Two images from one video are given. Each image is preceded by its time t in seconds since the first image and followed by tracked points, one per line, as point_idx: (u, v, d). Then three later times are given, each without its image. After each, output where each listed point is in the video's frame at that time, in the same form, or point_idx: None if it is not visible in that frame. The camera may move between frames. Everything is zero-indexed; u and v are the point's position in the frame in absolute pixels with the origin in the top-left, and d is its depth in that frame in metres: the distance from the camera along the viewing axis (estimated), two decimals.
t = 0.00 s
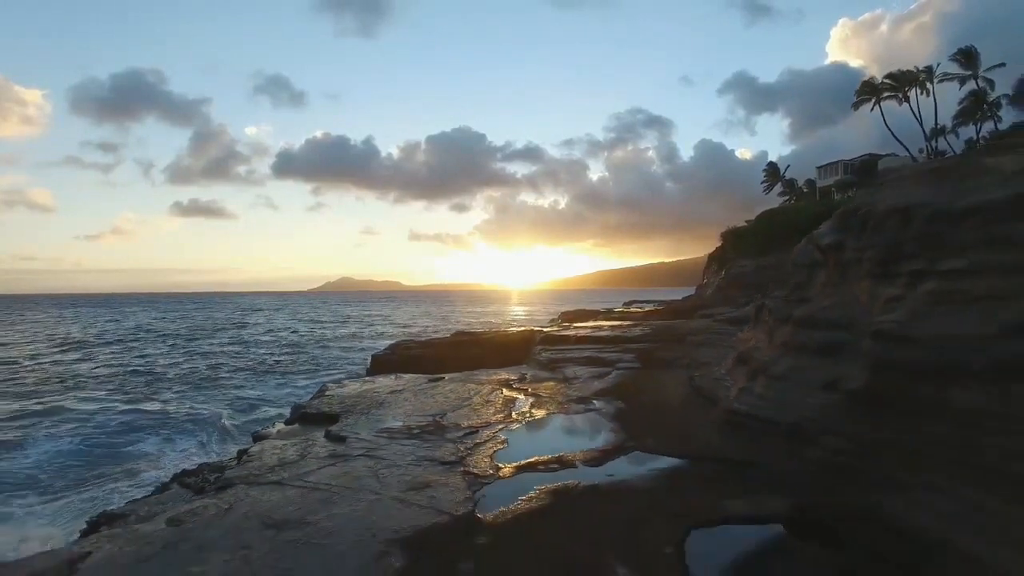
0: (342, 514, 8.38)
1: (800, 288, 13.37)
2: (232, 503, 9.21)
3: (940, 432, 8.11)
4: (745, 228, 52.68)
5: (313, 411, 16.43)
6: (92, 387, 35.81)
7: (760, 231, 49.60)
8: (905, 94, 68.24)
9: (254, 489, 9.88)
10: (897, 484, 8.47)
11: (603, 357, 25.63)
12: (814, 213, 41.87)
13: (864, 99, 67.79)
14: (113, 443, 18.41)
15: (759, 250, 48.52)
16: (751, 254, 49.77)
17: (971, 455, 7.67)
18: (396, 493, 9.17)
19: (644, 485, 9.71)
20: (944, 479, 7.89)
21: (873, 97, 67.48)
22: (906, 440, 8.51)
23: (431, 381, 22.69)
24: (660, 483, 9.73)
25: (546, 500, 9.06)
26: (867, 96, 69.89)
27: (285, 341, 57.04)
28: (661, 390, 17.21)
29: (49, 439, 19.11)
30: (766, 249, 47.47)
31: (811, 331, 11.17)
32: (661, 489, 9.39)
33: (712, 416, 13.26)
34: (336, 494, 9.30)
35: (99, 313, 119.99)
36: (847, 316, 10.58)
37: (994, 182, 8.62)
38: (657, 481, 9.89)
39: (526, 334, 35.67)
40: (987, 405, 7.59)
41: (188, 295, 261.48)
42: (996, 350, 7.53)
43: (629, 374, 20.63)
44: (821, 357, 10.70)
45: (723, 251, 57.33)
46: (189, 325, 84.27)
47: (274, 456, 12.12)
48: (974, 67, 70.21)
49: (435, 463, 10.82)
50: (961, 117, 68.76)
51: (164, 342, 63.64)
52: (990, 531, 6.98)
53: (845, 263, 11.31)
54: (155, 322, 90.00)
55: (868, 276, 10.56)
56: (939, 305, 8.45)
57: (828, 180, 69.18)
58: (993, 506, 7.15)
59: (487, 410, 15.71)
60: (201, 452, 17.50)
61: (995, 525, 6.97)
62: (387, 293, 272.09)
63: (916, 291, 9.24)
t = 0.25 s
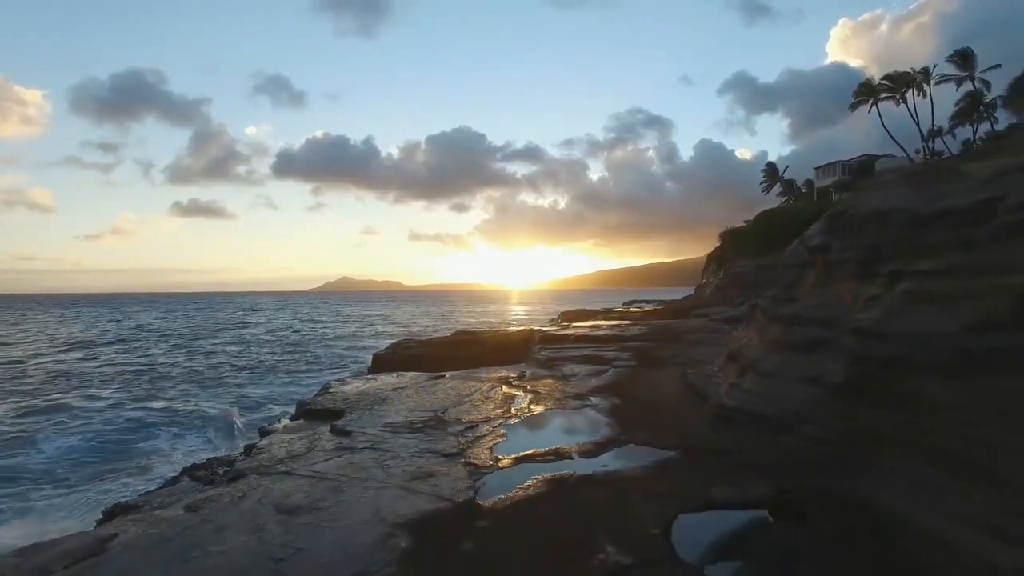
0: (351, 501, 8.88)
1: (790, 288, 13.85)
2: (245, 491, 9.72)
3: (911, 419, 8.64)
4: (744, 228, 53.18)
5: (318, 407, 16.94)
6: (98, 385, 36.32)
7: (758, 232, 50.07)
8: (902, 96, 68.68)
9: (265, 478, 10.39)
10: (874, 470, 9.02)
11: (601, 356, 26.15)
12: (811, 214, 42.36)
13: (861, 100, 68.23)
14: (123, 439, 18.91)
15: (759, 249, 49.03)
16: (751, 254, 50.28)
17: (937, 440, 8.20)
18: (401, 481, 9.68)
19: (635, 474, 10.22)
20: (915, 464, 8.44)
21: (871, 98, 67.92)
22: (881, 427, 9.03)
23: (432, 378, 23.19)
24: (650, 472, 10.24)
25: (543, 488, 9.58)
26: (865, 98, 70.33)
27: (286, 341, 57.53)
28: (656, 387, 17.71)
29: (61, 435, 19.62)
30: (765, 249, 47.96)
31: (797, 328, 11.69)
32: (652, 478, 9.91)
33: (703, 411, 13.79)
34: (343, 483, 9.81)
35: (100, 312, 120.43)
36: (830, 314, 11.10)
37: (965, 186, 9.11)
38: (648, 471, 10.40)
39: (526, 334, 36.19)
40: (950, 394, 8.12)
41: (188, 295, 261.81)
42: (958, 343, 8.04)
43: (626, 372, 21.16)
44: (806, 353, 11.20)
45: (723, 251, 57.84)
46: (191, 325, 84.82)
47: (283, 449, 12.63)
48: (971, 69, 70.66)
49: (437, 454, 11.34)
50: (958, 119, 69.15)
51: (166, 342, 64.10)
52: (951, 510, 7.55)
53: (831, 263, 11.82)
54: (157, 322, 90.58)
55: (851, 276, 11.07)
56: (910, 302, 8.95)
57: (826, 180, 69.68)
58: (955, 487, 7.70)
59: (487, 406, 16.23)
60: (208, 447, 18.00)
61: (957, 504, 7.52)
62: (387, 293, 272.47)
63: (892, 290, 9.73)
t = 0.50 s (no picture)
0: (358, 489, 9.34)
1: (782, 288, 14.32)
2: (256, 480, 10.18)
3: (891, 416, 8.70)
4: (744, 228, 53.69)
5: (323, 403, 17.41)
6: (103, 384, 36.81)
7: (756, 232, 50.55)
8: (899, 97, 69.17)
9: (275, 469, 10.85)
10: (857, 468, 9.03)
11: (599, 354, 26.65)
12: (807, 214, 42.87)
13: (858, 102, 68.75)
14: (132, 435, 19.42)
15: (758, 249, 49.53)
16: (751, 253, 50.78)
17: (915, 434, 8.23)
18: (405, 472, 10.15)
19: (629, 464, 10.67)
20: (895, 459, 8.43)
21: (868, 100, 68.44)
22: (864, 425, 9.11)
23: (434, 376, 23.69)
24: (643, 464, 10.69)
25: (540, 478, 10.05)
26: (862, 99, 70.84)
27: (288, 340, 58.00)
28: (652, 384, 18.19)
29: (71, 431, 20.13)
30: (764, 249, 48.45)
31: (787, 327, 12.14)
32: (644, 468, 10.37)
33: (696, 406, 14.26)
34: (350, 473, 10.27)
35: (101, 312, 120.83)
36: (817, 312, 11.55)
37: (944, 191, 9.57)
38: (641, 462, 10.85)
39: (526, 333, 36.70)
40: (926, 389, 8.20)
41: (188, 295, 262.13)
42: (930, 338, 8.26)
43: (623, 370, 21.65)
44: (793, 350, 11.67)
45: (722, 251, 58.37)
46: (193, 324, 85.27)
47: (290, 443, 13.10)
48: (967, 71, 71.18)
49: (439, 447, 11.81)
50: (955, 120, 69.63)
51: (168, 341, 64.54)
52: (923, 498, 7.50)
53: (819, 264, 12.28)
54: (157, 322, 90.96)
55: (837, 276, 11.53)
56: (894, 300, 9.33)
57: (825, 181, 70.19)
58: (929, 477, 7.66)
59: (487, 402, 16.71)
60: (215, 442, 18.46)
61: (928, 492, 7.49)
62: (387, 293, 272.89)
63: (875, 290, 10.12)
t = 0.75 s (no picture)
0: (364, 479, 9.84)
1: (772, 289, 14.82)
2: (266, 471, 10.68)
3: (866, 408, 9.13)
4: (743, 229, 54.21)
5: (327, 400, 17.92)
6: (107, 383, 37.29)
7: (754, 233, 51.10)
8: (897, 98, 69.67)
9: (283, 461, 11.35)
10: (836, 457, 9.47)
11: (597, 353, 27.17)
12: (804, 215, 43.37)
13: (856, 103, 69.25)
14: (141, 431, 19.95)
15: (756, 250, 49.99)
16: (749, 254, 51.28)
17: (887, 423, 8.65)
18: (409, 463, 10.65)
19: (622, 456, 11.17)
20: (869, 448, 8.85)
21: (865, 101, 68.95)
22: (842, 417, 9.56)
23: (434, 374, 24.19)
24: (635, 455, 11.18)
25: (537, 468, 10.55)
26: (859, 100, 71.34)
27: (290, 339, 58.51)
28: (647, 382, 18.69)
29: (81, 428, 20.64)
30: (762, 249, 48.93)
31: (775, 325, 12.64)
32: (636, 459, 10.87)
33: (688, 402, 14.77)
34: (355, 464, 10.78)
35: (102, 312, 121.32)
36: (803, 311, 12.05)
37: (922, 196, 10.06)
38: (633, 454, 11.35)
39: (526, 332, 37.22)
40: (899, 383, 8.66)
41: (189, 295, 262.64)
42: (903, 335, 8.70)
43: (619, 368, 22.17)
44: (780, 347, 12.16)
45: (721, 251, 58.86)
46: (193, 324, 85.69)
47: (297, 437, 13.60)
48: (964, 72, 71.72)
49: (441, 440, 12.31)
50: (952, 121, 70.08)
51: (170, 341, 65.04)
52: (895, 484, 7.95)
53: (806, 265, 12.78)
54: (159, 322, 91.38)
55: (823, 276, 12.03)
56: (873, 299, 9.81)
57: (823, 182, 70.71)
58: (901, 464, 8.10)
59: (486, 399, 17.22)
60: (222, 438, 18.96)
61: (900, 479, 7.92)
62: (387, 292, 273.34)
63: (856, 289, 10.59)
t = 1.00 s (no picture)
0: (370, 469, 10.33)
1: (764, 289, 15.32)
2: (277, 462, 11.18)
3: (847, 402, 9.60)
4: (741, 229, 54.70)
5: (332, 396, 18.43)
6: (112, 382, 37.78)
7: (753, 233, 51.59)
8: (894, 99, 70.17)
9: (293, 453, 11.84)
10: (818, 449, 9.94)
11: (595, 351, 27.67)
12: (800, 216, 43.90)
13: (853, 104, 69.75)
14: (149, 428, 20.44)
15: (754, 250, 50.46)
16: (747, 254, 51.71)
17: (865, 415, 9.12)
18: (413, 455, 11.14)
19: (617, 448, 11.65)
20: (849, 440, 9.31)
21: (862, 102, 69.45)
22: (824, 412, 10.04)
23: (436, 372, 24.70)
24: (630, 447, 11.67)
25: (535, 459, 11.05)
26: (857, 102, 71.86)
27: (291, 339, 58.99)
28: (643, 379, 19.18)
29: (91, 426, 21.13)
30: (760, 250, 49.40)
31: (766, 324, 13.14)
32: (630, 450, 11.35)
33: (682, 398, 15.27)
34: (362, 455, 11.28)
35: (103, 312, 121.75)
36: (791, 310, 12.56)
37: (904, 200, 10.56)
38: (627, 446, 11.85)
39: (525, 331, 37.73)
40: (877, 378, 9.15)
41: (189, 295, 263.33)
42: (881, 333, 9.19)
43: (616, 366, 22.68)
44: (769, 345, 12.65)
45: (720, 251, 59.33)
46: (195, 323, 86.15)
47: (304, 431, 14.10)
48: (960, 74, 72.28)
49: (444, 434, 12.82)
50: (948, 122, 70.58)
51: (172, 341, 65.50)
52: (870, 472, 8.41)
53: (797, 266, 13.28)
54: (160, 321, 91.82)
55: (811, 277, 12.54)
56: (856, 299, 10.30)
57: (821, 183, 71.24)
58: (876, 453, 8.56)
59: (487, 395, 17.73)
60: (229, 433, 19.45)
61: (874, 466, 8.46)
62: (386, 292, 274.03)
63: (841, 289, 11.09)
